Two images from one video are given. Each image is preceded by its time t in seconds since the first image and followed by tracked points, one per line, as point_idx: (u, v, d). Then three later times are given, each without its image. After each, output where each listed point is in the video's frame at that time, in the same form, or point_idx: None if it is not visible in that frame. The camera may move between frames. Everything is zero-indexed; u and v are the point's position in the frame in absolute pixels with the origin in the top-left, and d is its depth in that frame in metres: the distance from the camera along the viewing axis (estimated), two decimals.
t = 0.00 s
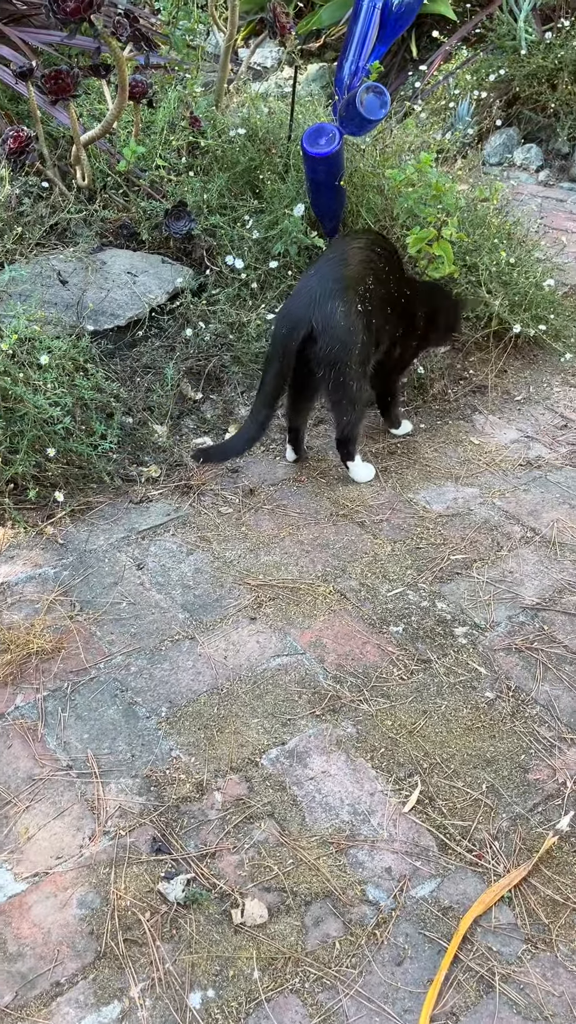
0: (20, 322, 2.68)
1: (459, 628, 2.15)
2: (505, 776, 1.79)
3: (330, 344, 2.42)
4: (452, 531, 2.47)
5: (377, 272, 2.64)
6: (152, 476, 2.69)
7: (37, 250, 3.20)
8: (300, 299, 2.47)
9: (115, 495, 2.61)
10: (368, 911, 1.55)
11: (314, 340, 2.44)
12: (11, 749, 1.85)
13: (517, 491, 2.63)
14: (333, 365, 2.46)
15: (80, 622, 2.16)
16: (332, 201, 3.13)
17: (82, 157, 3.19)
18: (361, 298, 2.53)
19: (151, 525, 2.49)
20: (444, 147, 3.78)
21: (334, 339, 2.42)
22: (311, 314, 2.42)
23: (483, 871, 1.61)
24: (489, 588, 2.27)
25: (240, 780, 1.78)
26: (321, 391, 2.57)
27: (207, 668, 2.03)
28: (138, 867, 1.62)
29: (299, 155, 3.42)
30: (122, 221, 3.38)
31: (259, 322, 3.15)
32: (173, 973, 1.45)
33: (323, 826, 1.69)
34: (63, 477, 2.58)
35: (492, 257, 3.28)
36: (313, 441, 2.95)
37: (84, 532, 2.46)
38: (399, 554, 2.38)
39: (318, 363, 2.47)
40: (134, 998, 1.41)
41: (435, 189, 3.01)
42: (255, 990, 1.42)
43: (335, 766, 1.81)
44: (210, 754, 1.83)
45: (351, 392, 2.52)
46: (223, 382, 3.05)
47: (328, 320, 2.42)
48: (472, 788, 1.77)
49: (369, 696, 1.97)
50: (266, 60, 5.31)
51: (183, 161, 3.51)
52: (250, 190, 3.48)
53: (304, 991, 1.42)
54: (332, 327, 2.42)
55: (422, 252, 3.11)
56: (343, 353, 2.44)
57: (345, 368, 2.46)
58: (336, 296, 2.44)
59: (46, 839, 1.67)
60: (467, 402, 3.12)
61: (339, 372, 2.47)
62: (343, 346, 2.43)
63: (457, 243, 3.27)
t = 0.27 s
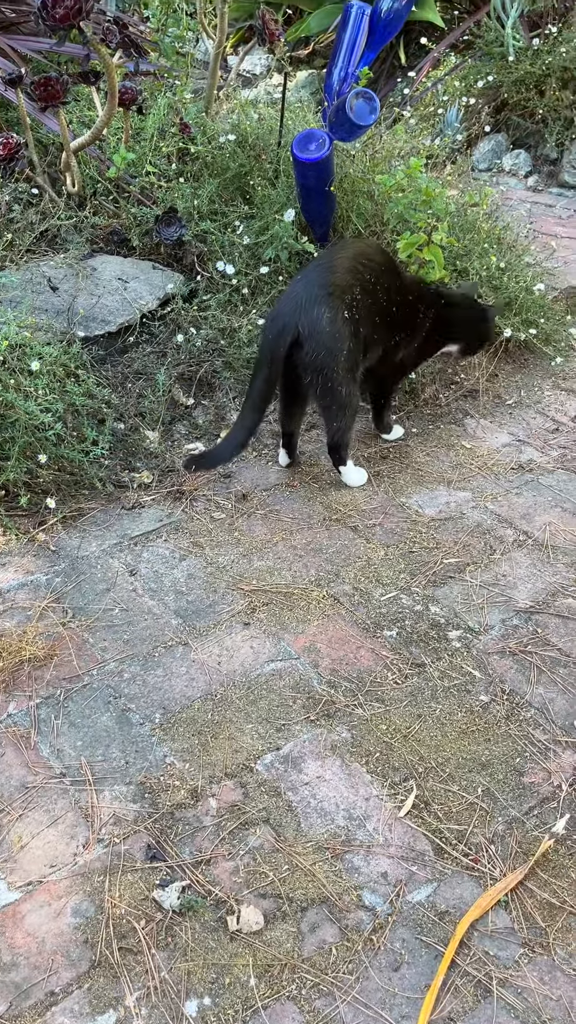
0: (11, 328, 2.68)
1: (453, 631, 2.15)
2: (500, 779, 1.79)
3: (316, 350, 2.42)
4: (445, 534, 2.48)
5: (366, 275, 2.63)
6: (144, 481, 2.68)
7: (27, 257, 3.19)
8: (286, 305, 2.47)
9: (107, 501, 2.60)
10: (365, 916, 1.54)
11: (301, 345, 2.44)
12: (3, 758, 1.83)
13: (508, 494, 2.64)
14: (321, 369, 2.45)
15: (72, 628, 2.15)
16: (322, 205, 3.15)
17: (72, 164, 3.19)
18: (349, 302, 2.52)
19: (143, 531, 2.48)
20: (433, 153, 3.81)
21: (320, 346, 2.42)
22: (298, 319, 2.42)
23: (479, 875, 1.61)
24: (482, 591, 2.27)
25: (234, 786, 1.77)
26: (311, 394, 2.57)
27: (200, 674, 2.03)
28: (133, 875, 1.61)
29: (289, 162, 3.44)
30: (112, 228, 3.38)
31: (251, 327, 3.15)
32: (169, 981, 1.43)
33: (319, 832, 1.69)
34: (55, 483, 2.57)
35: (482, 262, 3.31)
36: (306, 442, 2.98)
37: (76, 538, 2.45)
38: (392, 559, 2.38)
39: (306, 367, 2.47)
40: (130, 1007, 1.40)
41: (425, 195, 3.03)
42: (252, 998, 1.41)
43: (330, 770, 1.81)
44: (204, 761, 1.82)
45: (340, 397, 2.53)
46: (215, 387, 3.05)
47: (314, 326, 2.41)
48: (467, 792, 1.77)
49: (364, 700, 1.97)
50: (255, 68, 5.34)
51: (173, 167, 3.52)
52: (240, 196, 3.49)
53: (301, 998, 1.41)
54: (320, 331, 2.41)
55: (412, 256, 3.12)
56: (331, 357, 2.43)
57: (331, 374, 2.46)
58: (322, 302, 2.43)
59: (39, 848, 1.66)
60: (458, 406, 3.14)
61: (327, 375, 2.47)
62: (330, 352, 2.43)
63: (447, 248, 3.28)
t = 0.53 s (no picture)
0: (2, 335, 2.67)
1: (446, 635, 2.15)
2: (494, 782, 1.79)
3: (305, 353, 2.43)
4: (437, 538, 2.48)
5: (355, 278, 2.64)
6: (136, 487, 2.68)
7: (18, 263, 3.20)
8: (277, 309, 2.48)
9: (99, 507, 2.60)
10: (360, 921, 1.54)
11: (291, 348, 2.45)
12: None
13: (500, 497, 2.65)
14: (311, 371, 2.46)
15: (65, 634, 2.15)
16: (313, 210, 3.16)
17: (62, 170, 3.20)
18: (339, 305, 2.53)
19: (135, 537, 2.48)
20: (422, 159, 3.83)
21: (309, 349, 2.43)
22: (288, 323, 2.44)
23: (474, 879, 1.61)
24: (475, 595, 2.27)
25: (228, 791, 1.77)
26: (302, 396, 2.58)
27: (194, 680, 2.02)
28: (126, 882, 1.60)
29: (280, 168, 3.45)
30: (103, 233, 3.38)
31: (242, 332, 3.15)
32: (164, 989, 1.43)
33: (314, 836, 1.68)
34: (47, 489, 2.56)
35: (472, 266, 3.32)
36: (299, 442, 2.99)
37: (68, 544, 2.45)
38: (385, 563, 2.38)
39: (296, 370, 2.48)
40: (124, 1016, 1.39)
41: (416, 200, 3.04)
42: (247, 1004, 1.41)
43: (324, 775, 1.81)
44: (198, 766, 1.82)
45: (330, 400, 2.54)
46: (207, 392, 3.05)
47: (303, 329, 2.43)
48: (461, 795, 1.76)
49: (358, 704, 1.96)
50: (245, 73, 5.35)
51: (164, 172, 3.52)
52: (231, 201, 3.49)
53: (296, 1004, 1.41)
54: (309, 334, 2.43)
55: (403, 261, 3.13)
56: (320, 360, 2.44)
57: (321, 377, 2.47)
58: (312, 305, 2.44)
59: (32, 856, 1.65)
60: (450, 411, 3.15)
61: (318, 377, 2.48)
62: (319, 355, 2.44)
63: (437, 253, 3.30)
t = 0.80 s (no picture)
0: None
1: (434, 640, 2.15)
2: (482, 786, 1.80)
3: (302, 360, 2.41)
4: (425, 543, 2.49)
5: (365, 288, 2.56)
6: (123, 494, 2.68)
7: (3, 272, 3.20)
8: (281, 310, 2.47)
9: (86, 515, 2.59)
10: (350, 927, 1.54)
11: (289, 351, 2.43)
12: None
13: (487, 502, 2.66)
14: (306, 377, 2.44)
15: (52, 643, 2.14)
16: (299, 217, 3.18)
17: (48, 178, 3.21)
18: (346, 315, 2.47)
19: (123, 545, 2.48)
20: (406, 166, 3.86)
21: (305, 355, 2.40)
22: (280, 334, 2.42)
23: (464, 883, 1.61)
24: (463, 599, 2.28)
25: (218, 799, 1.76)
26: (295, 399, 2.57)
27: (183, 687, 2.02)
28: (115, 891, 1.59)
29: (265, 176, 3.47)
30: (89, 241, 3.39)
31: (229, 340, 3.14)
32: (153, 998, 1.42)
33: (304, 842, 1.68)
34: (34, 498, 2.54)
35: (458, 272, 3.34)
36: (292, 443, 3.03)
37: (55, 552, 2.44)
38: (373, 568, 2.39)
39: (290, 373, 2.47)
40: None
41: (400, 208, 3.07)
42: (237, 1013, 1.40)
43: (314, 781, 1.80)
44: (188, 774, 1.81)
45: (338, 400, 2.52)
46: (194, 399, 3.05)
47: (298, 337, 2.40)
48: (451, 799, 1.77)
49: (347, 710, 1.97)
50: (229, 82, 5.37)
51: (149, 180, 3.54)
52: (217, 208, 3.51)
53: (287, 1012, 1.40)
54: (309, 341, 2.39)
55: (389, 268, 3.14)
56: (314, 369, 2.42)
57: (313, 384, 2.46)
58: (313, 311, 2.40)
59: (20, 866, 1.64)
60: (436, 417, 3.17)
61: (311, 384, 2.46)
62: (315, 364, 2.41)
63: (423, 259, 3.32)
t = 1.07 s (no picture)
0: None
1: (414, 645, 2.16)
2: (461, 791, 1.80)
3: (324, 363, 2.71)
4: (405, 549, 2.50)
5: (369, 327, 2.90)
6: (103, 502, 2.69)
7: None
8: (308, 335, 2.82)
9: (66, 524, 2.60)
10: (329, 934, 1.54)
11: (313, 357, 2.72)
12: None
13: (467, 507, 2.68)
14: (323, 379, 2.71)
15: (31, 652, 2.15)
16: (278, 225, 3.25)
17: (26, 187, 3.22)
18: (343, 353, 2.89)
19: (103, 553, 2.48)
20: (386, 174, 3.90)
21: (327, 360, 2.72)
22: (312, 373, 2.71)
23: (443, 889, 1.62)
24: (442, 604, 2.29)
25: (197, 807, 1.76)
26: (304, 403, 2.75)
27: (162, 696, 2.02)
28: (93, 901, 1.59)
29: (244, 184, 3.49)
30: (69, 250, 3.40)
31: (209, 348, 3.10)
32: (131, 1008, 1.42)
33: (282, 850, 1.68)
34: (12, 505, 2.56)
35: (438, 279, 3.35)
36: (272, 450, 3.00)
37: (34, 562, 2.45)
38: (353, 575, 2.39)
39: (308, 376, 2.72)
40: None
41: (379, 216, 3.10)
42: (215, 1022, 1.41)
43: (293, 789, 1.81)
44: (167, 783, 1.81)
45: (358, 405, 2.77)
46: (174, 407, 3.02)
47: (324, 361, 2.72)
48: (430, 805, 1.77)
49: (326, 716, 1.97)
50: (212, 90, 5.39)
51: (129, 189, 3.55)
52: (196, 216, 3.52)
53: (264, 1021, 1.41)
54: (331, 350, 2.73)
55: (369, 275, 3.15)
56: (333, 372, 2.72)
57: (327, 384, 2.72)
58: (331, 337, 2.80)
59: None
60: (416, 423, 3.20)
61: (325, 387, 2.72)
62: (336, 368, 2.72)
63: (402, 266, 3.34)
